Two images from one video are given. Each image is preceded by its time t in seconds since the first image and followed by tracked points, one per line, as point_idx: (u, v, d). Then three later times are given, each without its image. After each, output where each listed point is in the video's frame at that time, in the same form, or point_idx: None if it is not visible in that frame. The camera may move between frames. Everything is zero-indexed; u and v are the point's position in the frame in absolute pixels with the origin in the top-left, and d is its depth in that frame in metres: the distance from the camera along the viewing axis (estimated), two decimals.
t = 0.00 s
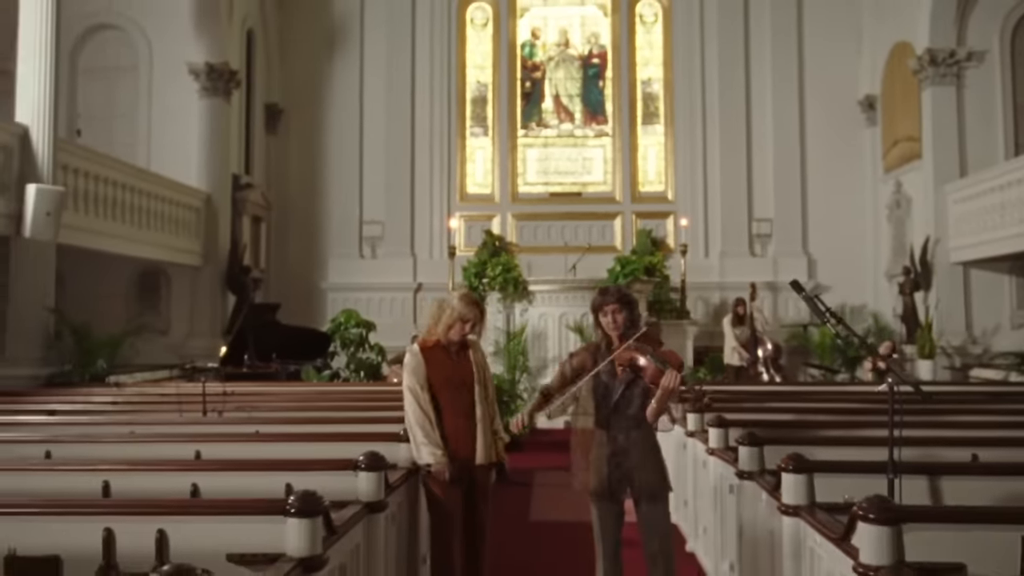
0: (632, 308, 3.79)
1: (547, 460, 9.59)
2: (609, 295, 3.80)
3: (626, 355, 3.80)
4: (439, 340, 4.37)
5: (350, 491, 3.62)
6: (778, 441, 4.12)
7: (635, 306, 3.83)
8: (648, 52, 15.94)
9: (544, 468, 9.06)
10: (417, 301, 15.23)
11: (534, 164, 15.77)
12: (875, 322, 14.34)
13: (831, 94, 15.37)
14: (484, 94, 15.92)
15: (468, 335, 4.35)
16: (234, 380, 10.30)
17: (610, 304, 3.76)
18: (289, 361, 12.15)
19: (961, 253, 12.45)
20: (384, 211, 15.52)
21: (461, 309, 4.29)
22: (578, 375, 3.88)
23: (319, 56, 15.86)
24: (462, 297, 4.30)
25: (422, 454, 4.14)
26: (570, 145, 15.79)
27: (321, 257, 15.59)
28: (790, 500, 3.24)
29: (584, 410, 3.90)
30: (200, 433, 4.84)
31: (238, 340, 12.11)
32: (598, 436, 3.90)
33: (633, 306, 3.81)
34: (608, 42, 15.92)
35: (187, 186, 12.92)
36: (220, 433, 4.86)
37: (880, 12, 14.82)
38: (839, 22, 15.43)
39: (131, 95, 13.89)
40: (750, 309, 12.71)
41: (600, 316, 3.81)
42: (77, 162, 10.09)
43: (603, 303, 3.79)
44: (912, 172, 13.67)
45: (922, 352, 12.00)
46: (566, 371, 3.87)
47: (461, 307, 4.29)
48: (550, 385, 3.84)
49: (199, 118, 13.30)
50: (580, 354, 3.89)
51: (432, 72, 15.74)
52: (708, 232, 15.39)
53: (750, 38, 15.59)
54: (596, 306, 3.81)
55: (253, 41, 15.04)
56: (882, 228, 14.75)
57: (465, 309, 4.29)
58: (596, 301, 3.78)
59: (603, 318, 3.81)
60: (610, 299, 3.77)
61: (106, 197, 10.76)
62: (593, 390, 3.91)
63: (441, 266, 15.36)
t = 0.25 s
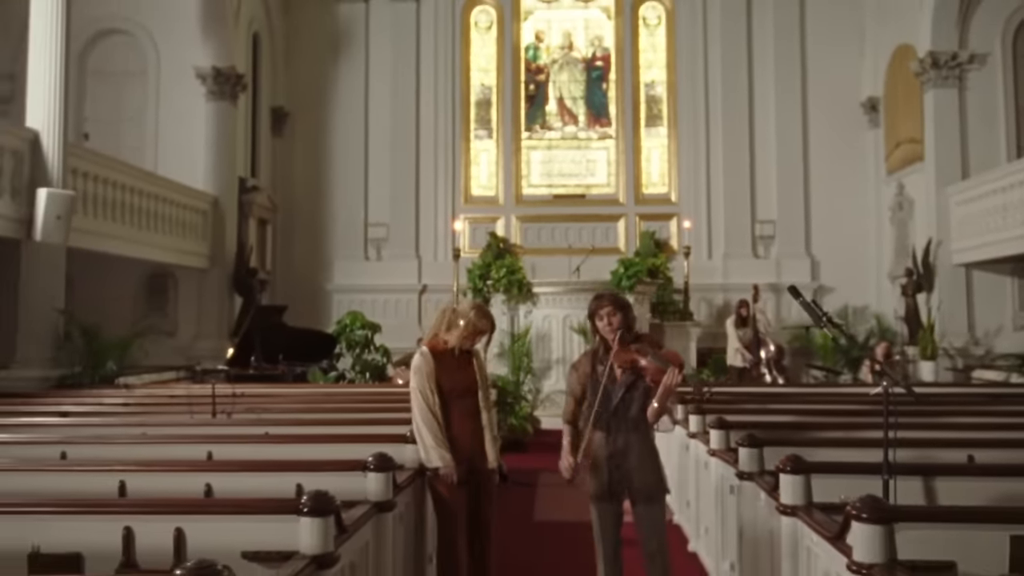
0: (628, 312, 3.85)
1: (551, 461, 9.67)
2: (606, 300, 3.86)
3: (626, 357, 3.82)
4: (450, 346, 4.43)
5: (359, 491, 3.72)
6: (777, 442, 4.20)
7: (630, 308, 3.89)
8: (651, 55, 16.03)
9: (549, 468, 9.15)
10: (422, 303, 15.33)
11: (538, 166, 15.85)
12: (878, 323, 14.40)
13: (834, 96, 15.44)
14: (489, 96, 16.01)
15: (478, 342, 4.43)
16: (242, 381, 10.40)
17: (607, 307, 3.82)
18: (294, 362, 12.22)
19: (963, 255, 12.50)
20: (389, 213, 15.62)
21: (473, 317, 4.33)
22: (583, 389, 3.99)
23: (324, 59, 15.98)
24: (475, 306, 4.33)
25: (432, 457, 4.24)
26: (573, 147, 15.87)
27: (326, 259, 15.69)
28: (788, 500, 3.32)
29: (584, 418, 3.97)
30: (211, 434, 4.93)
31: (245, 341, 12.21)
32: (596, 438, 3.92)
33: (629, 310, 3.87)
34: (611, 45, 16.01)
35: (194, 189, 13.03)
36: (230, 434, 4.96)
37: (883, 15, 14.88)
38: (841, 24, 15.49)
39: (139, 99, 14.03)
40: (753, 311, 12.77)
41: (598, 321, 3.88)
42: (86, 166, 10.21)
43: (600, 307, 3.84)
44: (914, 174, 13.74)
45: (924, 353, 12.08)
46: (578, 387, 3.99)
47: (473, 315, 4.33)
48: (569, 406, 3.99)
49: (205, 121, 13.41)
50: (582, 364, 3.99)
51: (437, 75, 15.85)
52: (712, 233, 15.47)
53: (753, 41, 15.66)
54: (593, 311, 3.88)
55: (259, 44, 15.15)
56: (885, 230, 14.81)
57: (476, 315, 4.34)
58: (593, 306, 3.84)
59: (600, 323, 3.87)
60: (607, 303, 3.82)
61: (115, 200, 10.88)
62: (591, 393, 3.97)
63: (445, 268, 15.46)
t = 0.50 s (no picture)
0: (632, 318, 3.93)
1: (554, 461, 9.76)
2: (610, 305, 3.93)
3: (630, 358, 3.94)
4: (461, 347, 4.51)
5: (368, 490, 3.81)
6: (775, 442, 4.29)
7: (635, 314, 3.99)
8: (654, 57, 16.11)
9: (552, 468, 9.24)
10: (426, 304, 15.43)
11: (541, 168, 15.94)
12: (880, 324, 14.46)
13: (836, 98, 15.51)
14: (492, 98, 16.10)
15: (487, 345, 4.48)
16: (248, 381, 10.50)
17: (611, 313, 3.88)
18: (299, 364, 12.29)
19: (964, 257, 12.57)
20: (394, 215, 15.73)
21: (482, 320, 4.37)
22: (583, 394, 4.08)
23: (329, 62, 16.08)
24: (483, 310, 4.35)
25: (440, 459, 4.32)
26: (576, 149, 15.95)
27: (331, 261, 15.80)
28: (786, 498, 3.41)
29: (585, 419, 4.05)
30: (221, 434, 5.03)
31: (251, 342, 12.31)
32: (595, 439, 4.01)
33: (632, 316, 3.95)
34: (614, 47, 16.09)
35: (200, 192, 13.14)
36: (239, 434, 5.05)
37: (884, 18, 14.95)
38: (843, 27, 15.56)
39: (146, 102, 14.15)
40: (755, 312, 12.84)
41: (600, 325, 3.94)
42: (95, 169, 10.32)
43: (604, 312, 3.90)
44: (916, 176, 13.81)
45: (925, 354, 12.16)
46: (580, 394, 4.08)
47: (482, 319, 4.37)
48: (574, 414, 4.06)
49: (212, 124, 13.51)
50: (585, 368, 4.08)
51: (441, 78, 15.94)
52: (714, 235, 15.54)
53: (755, 42, 15.73)
54: (597, 317, 3.94)
55: (265, 47, 15.25)
56: (886, 232, 14.88)
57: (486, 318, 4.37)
58: (599, 313, 3.89)
59: (603, 328, 3.94)
60: (610, 308, 3.89)
61: (122, 203, 11.00)
62: (590, 395, 4.06)
63: (449, 269, 15.55)
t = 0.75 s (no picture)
0: (638, 321, 4.01)
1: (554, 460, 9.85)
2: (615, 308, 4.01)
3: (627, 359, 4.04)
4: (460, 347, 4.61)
5: (370, 487, 3.89)
6: (769, 441, 4.39)
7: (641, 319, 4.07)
8: (654, 60, 16.21)
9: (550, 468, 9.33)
10: (426, 305, 15.53)
11: (541, 170, 16.04)
12: (878, 325, 14.56)
13: (834, 101, 15.61)
14: (492, 101, 16.19)
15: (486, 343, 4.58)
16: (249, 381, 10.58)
17: (619, 316, 3.95)
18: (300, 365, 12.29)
19: (961, 258, 12.66)
20: (394, 216, 15.82)
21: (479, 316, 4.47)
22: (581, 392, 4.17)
23: (330, 64, 16.18)
24: (481, 307, 4.46)
25: (441, 459, 4.40)
26: (576, 151, 16.04)
27: (332, 262, 15.89)
28: (778, 495, 3.50)
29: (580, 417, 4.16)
30: (225, 432, 5.11)
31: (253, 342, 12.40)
32: (588, 437, 4.09)
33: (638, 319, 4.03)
34: (613, 50, 16.18)
35: (202, 193, 13.23)
36: (243, 433, 5.14)
37: (882, 21, 15.05)
38: (841, 31, 15.66)
39: (148, 103, 14.24)
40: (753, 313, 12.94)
41: (605, 326, 4.04)
42: (98, 170, 10.42)
43: (608, 314, 3.99)
44: (913, 178, 13.92)
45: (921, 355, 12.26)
46: (576, 392, 4.18)
47: (478, 314, 4.47)
48: (564, 410, 4.19)
49: (214, 126, 13.60)
50: (584, 369, 4.17)
51: (441, 80, 16.04)
52: (713, 237, 15.63)
53: (753, 45, 15.83)
54: (603, 318, 4.03)
55: (266, 49, 15.35)
56: (884, 233, 14.98)
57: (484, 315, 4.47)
58: (603, 314, 3.97)
59: (607, 328, 4.03)
60: (614, 310, 3.97)
61: (125, 204, 11.09)
62: (587, 394, 4.14)
63: (449, 270, 15.64)
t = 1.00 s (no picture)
0: (642, 325, 4.15)
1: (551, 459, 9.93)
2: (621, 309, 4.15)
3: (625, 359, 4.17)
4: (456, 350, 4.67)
5: (372, 483, 3.97)
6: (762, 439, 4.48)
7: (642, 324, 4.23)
8: (652, 61, 16.29)
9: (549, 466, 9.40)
10: (425, 305, 15.62)
11: (540, 170, 16.12)
12: (875, 325, 14.64)
13: (831, 102, 15.69)
14: (491, 101, 16.27)
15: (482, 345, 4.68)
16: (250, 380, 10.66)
17: (626, 317, 4.09)
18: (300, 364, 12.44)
19: (956, 259, 12.75)
20: (394, 216, 15.89)
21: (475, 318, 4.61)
22: (580, 382, 4.25)
23: (330, 65, 16.25)
24: (477, 310, 4.61)
25: (440, 458, 4.47)
26: (575, 151, 16.13)
27: (331, 262, 15.97)
28: (770, 491, 3.58)
29: (577, 412, 4.23)
30: (229, 430, 5.19)
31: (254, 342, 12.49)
32: (586, 434, 4.18)
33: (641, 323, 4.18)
34: (612, 51, 16.26)
35: (202, 193, 13.31)
36: (246, 431, 5.22)
37: (879, 22, 15.14)
38: (838, 33, 15.74)
39: (149, 104, 14.32)
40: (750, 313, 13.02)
41: (609, 325, 4.19)
42: (100, 171, 10.50)
43: (614, 314, 4.13)
44: (909, 179, 14.00)
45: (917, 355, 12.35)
46: (571, 387, 4.25)
47: (475, 316, 4.61)
48: (558, 403, 4.24)
49: (214, 126, 13.68)
50: (584, 367, 4.25)
51: (440, 81, 16.12)
52: (711, 237, 15.71)
53: (751, 46, 15.90)
54: (608, 318, 4.17)
55: (267, 50, 15.42)
56: (881, 233, 15.06)
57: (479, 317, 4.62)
58: (610, 313, 4.11)
59: (612, 328, 4.18)
60: (621, 311, 4.11)
61: (127, 205, 11.17)
62: (586, 390, 4.23)
63: (448, 270, 15.72)
